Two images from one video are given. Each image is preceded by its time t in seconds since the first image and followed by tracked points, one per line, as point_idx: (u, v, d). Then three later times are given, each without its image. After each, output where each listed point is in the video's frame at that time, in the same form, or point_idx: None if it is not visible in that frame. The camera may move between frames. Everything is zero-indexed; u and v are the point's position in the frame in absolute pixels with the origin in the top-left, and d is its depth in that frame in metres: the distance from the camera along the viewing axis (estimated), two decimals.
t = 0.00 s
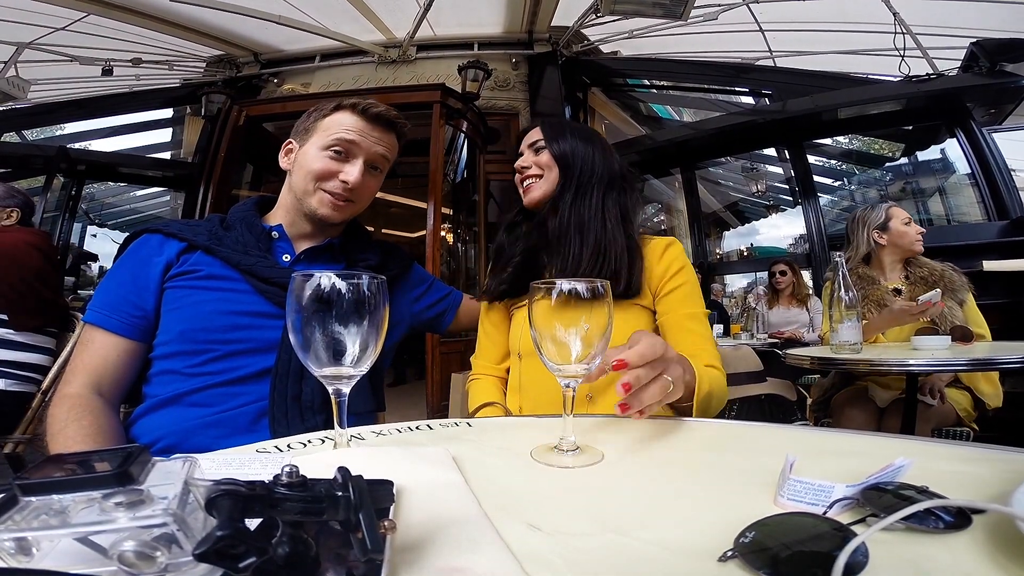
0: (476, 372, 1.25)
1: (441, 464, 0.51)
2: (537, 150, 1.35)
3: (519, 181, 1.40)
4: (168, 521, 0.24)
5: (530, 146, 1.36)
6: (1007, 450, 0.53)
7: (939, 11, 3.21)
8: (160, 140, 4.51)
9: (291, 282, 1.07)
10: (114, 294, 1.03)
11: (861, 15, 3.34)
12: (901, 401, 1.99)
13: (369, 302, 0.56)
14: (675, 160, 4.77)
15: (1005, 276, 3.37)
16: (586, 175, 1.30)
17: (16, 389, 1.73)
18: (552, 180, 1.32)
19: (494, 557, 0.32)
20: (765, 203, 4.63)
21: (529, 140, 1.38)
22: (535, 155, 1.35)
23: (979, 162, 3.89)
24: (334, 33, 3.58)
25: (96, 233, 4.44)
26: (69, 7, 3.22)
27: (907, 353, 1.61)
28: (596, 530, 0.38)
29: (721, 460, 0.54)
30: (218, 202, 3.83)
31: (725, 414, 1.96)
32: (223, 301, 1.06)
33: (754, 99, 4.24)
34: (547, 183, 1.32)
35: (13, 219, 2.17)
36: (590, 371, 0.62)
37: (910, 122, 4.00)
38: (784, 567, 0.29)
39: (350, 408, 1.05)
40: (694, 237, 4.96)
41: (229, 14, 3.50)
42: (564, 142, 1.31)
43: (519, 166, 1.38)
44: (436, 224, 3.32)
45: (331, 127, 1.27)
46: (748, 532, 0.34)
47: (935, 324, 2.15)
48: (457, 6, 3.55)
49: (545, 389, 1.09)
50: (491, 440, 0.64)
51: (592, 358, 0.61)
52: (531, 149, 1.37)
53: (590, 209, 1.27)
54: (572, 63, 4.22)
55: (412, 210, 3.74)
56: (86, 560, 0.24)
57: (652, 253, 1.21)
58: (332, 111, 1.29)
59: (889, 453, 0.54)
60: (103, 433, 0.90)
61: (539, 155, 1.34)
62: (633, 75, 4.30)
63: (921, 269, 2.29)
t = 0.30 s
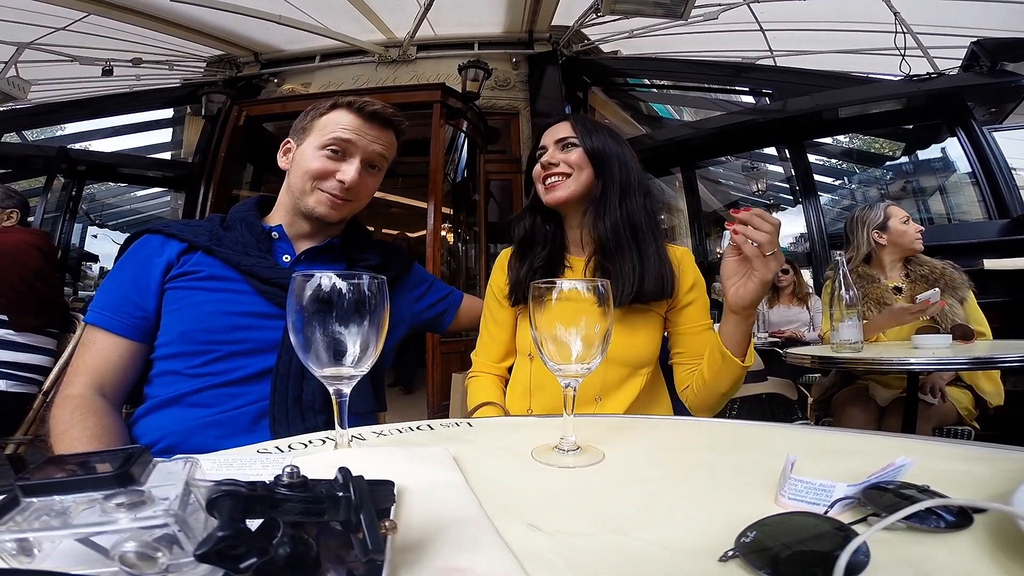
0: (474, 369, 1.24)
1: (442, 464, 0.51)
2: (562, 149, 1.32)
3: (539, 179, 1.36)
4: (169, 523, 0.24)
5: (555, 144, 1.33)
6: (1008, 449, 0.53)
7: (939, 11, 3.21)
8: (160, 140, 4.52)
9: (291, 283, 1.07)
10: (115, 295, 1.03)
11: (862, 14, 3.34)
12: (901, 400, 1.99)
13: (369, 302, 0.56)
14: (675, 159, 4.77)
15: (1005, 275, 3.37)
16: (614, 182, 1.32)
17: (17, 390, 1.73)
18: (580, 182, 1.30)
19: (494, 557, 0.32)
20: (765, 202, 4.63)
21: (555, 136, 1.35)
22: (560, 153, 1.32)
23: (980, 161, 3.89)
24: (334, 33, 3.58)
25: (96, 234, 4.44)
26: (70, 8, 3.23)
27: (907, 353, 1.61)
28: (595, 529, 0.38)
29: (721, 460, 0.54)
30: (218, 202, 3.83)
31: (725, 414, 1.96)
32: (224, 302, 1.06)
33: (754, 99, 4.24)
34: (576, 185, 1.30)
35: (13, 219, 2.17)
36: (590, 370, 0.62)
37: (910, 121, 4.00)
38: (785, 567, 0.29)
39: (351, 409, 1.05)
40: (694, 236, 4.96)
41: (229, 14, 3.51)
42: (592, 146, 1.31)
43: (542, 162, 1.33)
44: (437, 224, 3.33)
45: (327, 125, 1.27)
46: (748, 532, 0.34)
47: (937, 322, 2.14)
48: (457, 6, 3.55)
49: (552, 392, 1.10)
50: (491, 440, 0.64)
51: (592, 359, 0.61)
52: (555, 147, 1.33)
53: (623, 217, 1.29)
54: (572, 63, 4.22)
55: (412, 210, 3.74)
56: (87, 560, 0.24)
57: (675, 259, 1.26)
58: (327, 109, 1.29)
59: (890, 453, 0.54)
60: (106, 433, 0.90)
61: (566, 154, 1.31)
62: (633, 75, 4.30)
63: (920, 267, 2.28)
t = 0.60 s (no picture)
0: (472, 371, 1.24)
1: (442, 463, 0.51)
2: (588, 152, 1.32)
3: (557, 174, 1.32)
4: (169, 522, 0.24)
5: (581, 146, 1.32)
6: (1008, 450, 0.53)
7: (939, 11, 3.21)
8: (160, 140, 4.52)
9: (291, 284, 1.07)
10: (116, 294, 1.03)
11: (862, 15, 3.33)
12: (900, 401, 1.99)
13: (369, 302, 0.56)
14: (676, 160, 4.77)
15: (1005, 276, 3.37)
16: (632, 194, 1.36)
17: (17, 390, 1.73)
18: (604, 187, 1.31)
19: (494, 557, 0.32)
20: (765, 203, 4.63)
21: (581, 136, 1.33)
22: (589, 156, 1.31)
23: (980, 162, 3.88)
24: (334, 33, 3.58)
25: (96, 234, 4.44)
26: (70, 7, 3.22)
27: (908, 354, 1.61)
28: (595, 529, 0.38)
29: (722, 461, 0.54)
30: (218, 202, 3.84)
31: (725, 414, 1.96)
32: (224, 303, 1.06)
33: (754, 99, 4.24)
34: (600, 188, 1.30)
35: (13, 219, 2.18)
36: (590, 370, 0.62)
37: (910, 122, 4.00)
38: (785, 567, 0.29)
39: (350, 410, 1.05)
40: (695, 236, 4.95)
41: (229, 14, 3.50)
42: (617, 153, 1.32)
43: (569, 160, 1.31)
44: (437, 224, 3.33)
45: (330, 123, 1.27)
46: (748, 532, 0.34)
47: (937, 322, 2.15)
48: (457, 6, 3.55)
49: (551, 394, 1.11)
50: (492, 440, 0.64)
51: (592, 359, 0.61)
52: (582, 148, 1.32)
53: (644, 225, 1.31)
54: (572, 63, 4.22)
55: (413, 210, 3.73)
56: (86, 560, 0.24)
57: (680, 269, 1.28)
58: (329, 107, 1.30)
59: (890, 453, 0.54)
60: (106, 432, 0.90)
61: (594, 158, 1.31)
62: (633, 75, 4.30)
63: (920, 267, 2.29)
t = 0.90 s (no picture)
0: (472, 373, 1.24)
1: (442, 463, 0.51)
2: (585, 156, 1.31)
3: (553, 181, 1.33)
4: (169, 523, 0.24)
5: (577, 150, 1.31)
6: (1008, 450, 0.53)
7: (939, 11, 3.21)
8: (160, 141, 4.52)
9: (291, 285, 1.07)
10: (117, 294, 1.03)
11: (862, 15, 3.33)
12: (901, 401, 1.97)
13: (369, 302, 0.56)
14: (676, 160, 4.77)
15: (1006, 275, 3.36)
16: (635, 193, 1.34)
17: (18, 390, 1.73)
18: (601, 193, 1.30)
19: (494, 558, 0.32)
20: (765, 203, 4.63)
21: (577, 139, 1.32)
22: (585, 161, 1.31)
23: (980, 162, 3.88)
24: (334, 33, 3.58)
25: (96, 234, 4.44)
26: (69, 7, 3.22)
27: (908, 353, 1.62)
28: (594, 529, 0.38)
29: (722, 460, 0.54)
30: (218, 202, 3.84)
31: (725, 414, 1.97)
32: (225, 304, 1.06)
33: (754, 99, 4.24)
34: (597, 195, 1.30)
35: (13, 219, 2.18)
36: (591, 370, 0.62)
37: (910, 122, 4.00)
38: (784, 567, 0.29)
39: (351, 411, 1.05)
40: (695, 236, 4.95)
41: (229, 14, 3.50)
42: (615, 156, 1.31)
43: (565, 166, 1.30)
44: (436, 224, 3.32)
45: (349, 128, 1.27)
46: (748, 532, 0.34)
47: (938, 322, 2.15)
48: (457, 6, 3.55)
49: (552, 397, 1.10)
50: (492, 440, 0.64)
51: (593, 359, 0.61)
52: (577, 152, 1.32)
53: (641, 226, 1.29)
54: (572, 63, 4.22)
55: (413, 211, 3.74)
56: (86, 560, 0.24)
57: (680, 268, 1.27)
58: (342, 110, 1.29)
59: (890, 453, 0.54)
60: (107, 433, 0.90)
61: (590, 164, 1.31)
62: (633, 75, 4.30)
63: (924, 268, 2.29)
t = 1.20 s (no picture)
0: (471, 371, 1.24)
1: (442, 463, 0.51)
2: (583, 154, 1.30)
3: (552, 180, 1.32)
4: (169, 522, 0.24)
5: (575, 148, 1.30)
6: (1008, 449, 0.53)
7: (939, 11, 3.21)
8: (160, 140, 4.52)
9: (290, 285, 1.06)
10: (115, 296, 1.03)
11: (862, 15, 3.33)
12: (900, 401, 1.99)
13: (369, 302, 0.56)
14: (676, 159, 4.77)
15: (1006, 275, 3.36)
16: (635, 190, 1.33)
17: (18, 389, 1.73)
18: (599, 191, 1.30)
19: (494, 558, 0.32)
20: (765, 203, 4.63)
21: (575, 136, 1.31)
22: (583, 159, 1.30)
23: (980, 162, 3.88)
24: (334, 33, 3.58)
25: (96, 234, 4.45)
26: (69, 7, 3.22)
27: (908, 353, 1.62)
28: (594, 529, 0.38)
29: (722, 460, 0.54)
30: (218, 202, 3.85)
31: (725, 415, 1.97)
32: (223, 304, 1.06)
33: (754, 99, 4.24)
34: (596, 194, 1.30)
35: (14, 219, 2.18)
36: (590, 370, 0.62)
37: (910, 122, 4.00)
38: (785, 567, 0.29)
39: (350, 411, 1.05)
40: (695, 236, 4.96)
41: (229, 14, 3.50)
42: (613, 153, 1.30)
43: (565, 164, 1.30)
44: (436, 224, 3.32)
45: (337, 127, 1.26)
46: (748, 532, 0.34)
47: (938, 321, 2.15)
48: (457, 6, 3.56)
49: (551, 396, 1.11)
50: (492, 440, 0.64)
51: (593, 359, 0.61)
52: (575, 150, 1.31)
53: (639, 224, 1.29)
54: (572, 63, 4.22)
55: (413, 211, 3.74)
56: (86, 560, 0.24)
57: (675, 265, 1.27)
58: (330, 110, 1.28)
59: (889, 453, 0.54)
60: (107, 434, 0.90)
61: (589, 162, 1.30)
62: (633, 75, 4.30)
63: (930, 269, 2.23)
